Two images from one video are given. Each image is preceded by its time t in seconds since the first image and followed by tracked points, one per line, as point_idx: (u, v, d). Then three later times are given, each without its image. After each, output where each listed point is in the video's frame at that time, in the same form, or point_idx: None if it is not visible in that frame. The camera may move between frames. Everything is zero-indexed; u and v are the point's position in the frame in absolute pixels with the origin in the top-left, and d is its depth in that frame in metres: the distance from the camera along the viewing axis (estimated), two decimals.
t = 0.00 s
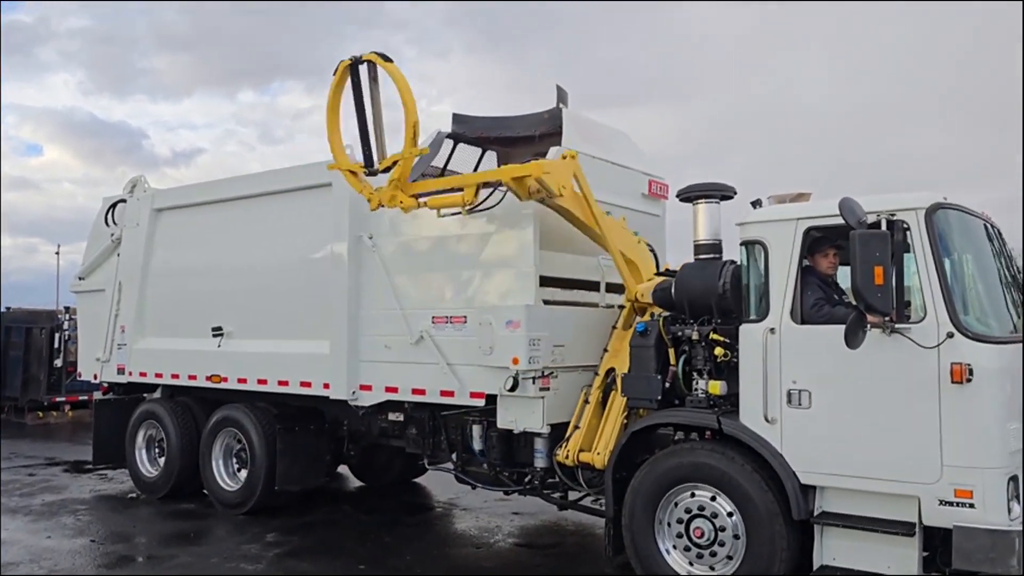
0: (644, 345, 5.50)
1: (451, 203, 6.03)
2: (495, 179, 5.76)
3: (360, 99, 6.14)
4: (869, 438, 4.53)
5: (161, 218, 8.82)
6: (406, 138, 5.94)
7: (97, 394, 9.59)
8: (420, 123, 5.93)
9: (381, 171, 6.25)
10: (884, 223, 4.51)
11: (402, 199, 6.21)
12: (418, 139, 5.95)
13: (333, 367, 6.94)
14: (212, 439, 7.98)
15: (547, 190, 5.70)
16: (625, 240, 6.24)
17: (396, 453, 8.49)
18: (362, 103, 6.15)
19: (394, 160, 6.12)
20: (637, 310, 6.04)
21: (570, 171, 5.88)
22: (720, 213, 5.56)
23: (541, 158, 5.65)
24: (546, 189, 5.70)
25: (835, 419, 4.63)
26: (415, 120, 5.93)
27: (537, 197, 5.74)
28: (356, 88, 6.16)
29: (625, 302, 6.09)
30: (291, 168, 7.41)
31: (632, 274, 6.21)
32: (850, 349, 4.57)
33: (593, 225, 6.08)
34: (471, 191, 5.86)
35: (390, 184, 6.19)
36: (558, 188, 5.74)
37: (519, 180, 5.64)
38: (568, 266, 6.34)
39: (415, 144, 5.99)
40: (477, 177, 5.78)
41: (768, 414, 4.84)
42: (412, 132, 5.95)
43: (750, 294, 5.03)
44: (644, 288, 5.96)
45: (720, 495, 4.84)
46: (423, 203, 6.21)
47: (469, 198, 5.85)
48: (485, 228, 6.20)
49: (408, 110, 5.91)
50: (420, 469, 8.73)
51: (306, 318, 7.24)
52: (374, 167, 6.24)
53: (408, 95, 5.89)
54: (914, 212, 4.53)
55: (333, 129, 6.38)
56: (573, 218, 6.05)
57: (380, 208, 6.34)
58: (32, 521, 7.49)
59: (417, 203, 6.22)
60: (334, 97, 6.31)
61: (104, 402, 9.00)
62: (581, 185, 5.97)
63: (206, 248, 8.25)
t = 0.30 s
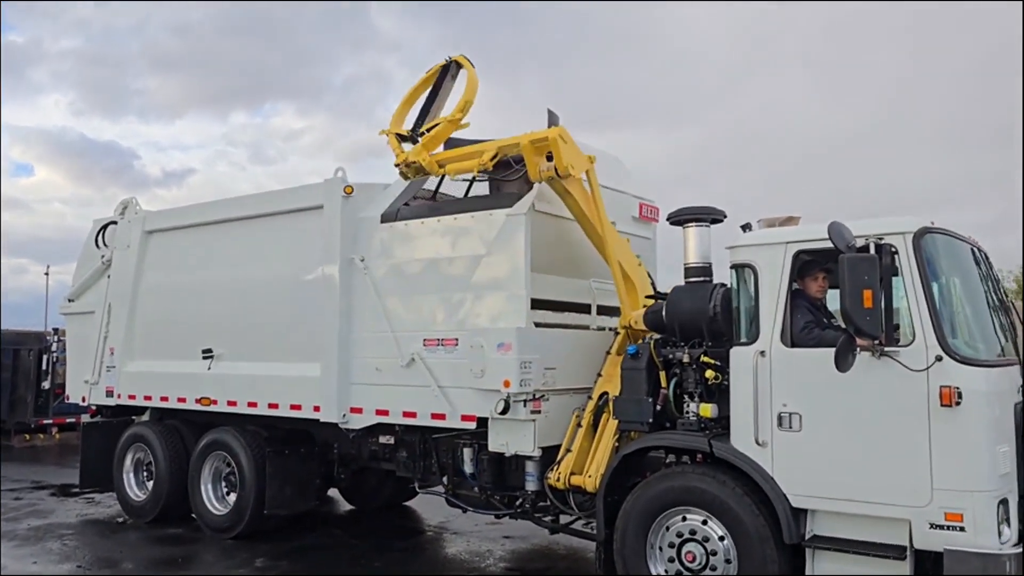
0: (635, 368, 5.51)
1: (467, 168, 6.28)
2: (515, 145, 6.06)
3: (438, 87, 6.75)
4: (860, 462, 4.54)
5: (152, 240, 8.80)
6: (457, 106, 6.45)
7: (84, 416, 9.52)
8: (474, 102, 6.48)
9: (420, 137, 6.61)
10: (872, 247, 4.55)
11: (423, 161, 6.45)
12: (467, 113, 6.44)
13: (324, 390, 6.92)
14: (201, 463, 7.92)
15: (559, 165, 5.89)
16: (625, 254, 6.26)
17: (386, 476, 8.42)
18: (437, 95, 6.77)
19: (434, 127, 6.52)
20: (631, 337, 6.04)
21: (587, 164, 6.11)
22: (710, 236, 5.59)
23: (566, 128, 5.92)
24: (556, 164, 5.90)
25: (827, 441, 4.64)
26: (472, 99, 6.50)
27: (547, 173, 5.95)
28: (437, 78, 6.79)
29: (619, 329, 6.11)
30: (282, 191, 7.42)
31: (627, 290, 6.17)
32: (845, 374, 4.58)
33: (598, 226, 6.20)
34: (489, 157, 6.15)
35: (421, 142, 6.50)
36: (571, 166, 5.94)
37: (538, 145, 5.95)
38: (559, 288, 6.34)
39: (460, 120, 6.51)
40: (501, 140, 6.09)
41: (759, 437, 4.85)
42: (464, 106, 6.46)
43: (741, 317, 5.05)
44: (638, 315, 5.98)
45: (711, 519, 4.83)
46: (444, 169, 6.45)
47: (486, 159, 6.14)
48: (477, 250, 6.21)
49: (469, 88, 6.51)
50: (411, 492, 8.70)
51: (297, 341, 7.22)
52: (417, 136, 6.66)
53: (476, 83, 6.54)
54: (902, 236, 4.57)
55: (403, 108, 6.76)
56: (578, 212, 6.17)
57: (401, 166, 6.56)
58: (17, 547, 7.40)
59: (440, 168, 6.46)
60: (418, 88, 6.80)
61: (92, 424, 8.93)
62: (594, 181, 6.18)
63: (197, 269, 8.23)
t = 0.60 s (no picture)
0: (628, 387, 5.52)
1: (466, 176, 6.31)
2: (512, 155, 6.08)
3: (443, 110, 6.86)
4: (852, 482, 4.54)
5: (144, 259, 8.79)
6: (463, 121, 6.60)
7: (74, 436, 9.45)
8: (480, 121, 6.66)
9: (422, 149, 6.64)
10: (863, 267, 4.58)
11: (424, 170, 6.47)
12: (473, 129, 6.59)
13: (316, 409, 6.89)
14: (191, 482, 7.87)
15: (555, 174, 5.95)
16: (619, 271, 6.28)
17: (377, 496, 8.38)
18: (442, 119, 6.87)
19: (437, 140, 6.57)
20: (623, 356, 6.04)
21: (581, 177, 6.17)
22: (702, 256, 5.62)
23: (563, 137, 5.99)
24: (553, 172, 5.95)
25: (820, 461, 4.64)
26: (478, 117, 6.66)
27: (543, 182, 5.99)
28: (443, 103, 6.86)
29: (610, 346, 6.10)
30: (276, 210, 7.43)
31: (619, 308, 6.18)
32: (837, 394, 4.59)
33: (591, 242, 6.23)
34: (488, 166, 6.18)
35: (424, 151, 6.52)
36: (567, 176, 5.99)
37: (535, 154, 5.98)
38: (552, 307, 6.36)
39: (464, 136, 6.61)
40: (500, 150, 6.12)
41: (752, 457, 4.85)
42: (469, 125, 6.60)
43: (733, 337, 5.05)
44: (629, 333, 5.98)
45: (704, 539, 4.82)
46: (443, 177, 6.49)
47: (485, 167, 6.18)
48: (470, 269, 6.22)
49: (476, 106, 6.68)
50: (402, 512, 8.65)
51: (289, 360, 7.20)
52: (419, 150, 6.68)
53: (483, 105, 6.71)
54: (892, 256, 4.60)
55: (409, 127, 6.80)
56: (571, 223, 6.21)
57: (401, 175, 6.54)
58: (4, 569, 7.31)
59: (439, 178, 6.50)
60: (425, 110, 6.87)
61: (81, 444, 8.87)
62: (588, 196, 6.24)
63: (189, 288, 8.21)
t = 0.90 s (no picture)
0: (623, 403, 5.51)
1: (466, 185, 6.31)
2: (515, 165, 6.09)
3: (446, 122, 6.90)
4: (848, 499, 4.53)
5: (139, 273, 8.77)
6: (467, 132, 6.63)
7: (66, 451, 9.39)
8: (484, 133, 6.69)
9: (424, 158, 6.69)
10: (857, 283, 4.56)
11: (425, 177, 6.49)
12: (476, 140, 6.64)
13: (310, 425, 6.87)
14: (185, 498, 7.82)
15: (557, 185, 5.96)
16: (616, 285, 6.28)
17: (372, 512, 8.31)
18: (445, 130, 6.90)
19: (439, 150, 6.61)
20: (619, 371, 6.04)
21: (583, 190, 6.19)
22: (697, 271, 5.64)
23: (567, 149, 6.03)
24: (555, 183, 5.97)
25: (815, 477, 4.63)
26: (483, 129, 6.71)
27: (545, 194, 5.99)
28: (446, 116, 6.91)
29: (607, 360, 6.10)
30: (271, 225, 7.43)
31: (617, 322, 6.17)
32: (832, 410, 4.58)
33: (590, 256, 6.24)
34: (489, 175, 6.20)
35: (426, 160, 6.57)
36: (568, 188, 6.00)
37: (538, 165, 6.00)
38: (548, 321, 6.36)
39: (466, 147, 6.69)
40: (503, 159, 6.13)
41: (747, 473, 4.84)
42: (472, 136, 6.64)
43: (728, 352, 5.06)
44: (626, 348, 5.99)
45: (700, 556, 4.81)
46: (443, 186, 6.49)
47: (487, 177, 6.18)
48: (465, 285, 6.22)
49: (481, 118, 6.72)
50: (397, 528, 8.60)
51: (283, 375, 7.18)
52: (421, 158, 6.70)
53: (486, 118, 6.76)
54: (886, 272, 4.60)
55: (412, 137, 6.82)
56: (572, 236, 6.19)
57: (402, 183, 6.59)
58: None
59: (439, 186, 6.51)
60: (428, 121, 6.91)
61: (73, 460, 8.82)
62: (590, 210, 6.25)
63: (184, 302, 8.19)
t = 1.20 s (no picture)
0: (619, 414, 5.50)
1: (456, 200, 6.33)
2: (502, 179, 6.11)
3: (434, 137, 6.91)
4: (845, 509, 4.52)
5: (134, 283, 8.75)
6: (454, 148, 6.63)
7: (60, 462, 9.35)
8: (471, 148, 6.68)
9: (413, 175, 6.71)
10: (852, 293, 4.60)
11: (415, 196, 6.52)
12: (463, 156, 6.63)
13: (305, 435, 6.84)
14: (178, 509, 7.78)
15: (543, 198, 5.97)
16: (609, 294, 6.28)
17: (367, 523, 8.27)
18: (433, 146, 6.91)
19: (427, 166, 6.62)
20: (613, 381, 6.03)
21: (570, 203, 6.19)
22: (693, 282, 5.64)
23: (552, 162, 6.03)
24: (541, 197, 5.98)
25: (811, 487, 4.63)
26: (470, 144, 6.71)
27: (533, 207, 6.01)
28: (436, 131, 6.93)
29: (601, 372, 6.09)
30: (267, 235, 7.42)
31: (610, 333, 6.18)
32: (827, 420, 4.60)
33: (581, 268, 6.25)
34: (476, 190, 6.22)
35: (414, 177, 6.58)
36: (556, 200, 6.01)
37: (525, 178, 6.03)
38: (542, 331, 6.36)
39: (455, 162, 6.68)
40: (489, 173, 6.15)
41: (744, 483, 4.83)
42: (460, 151, 6.64)
43: (724, 363, 5.06)
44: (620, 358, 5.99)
45: (696, 567, 4.80)
46: (433, 203, 6.52)
47: (474, 192, 6.21)
48: (461, 295, 6.22)
49: (468, 134, 6.73)
50: (392, 540, 8.57)
51: (278, 385, 7.15)
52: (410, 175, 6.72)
53: (475, 133, 6.76)
54: (881, 282, 4.60)
55: (400, 154, 6.84)
56: (562, 248, 6.22)
57: (392, 201, 6.61)
58: None
59: (430, 203, 6.53)
60: (417, 138, 6.93)
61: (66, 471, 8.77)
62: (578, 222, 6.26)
63: (179, 313, 8.17)
